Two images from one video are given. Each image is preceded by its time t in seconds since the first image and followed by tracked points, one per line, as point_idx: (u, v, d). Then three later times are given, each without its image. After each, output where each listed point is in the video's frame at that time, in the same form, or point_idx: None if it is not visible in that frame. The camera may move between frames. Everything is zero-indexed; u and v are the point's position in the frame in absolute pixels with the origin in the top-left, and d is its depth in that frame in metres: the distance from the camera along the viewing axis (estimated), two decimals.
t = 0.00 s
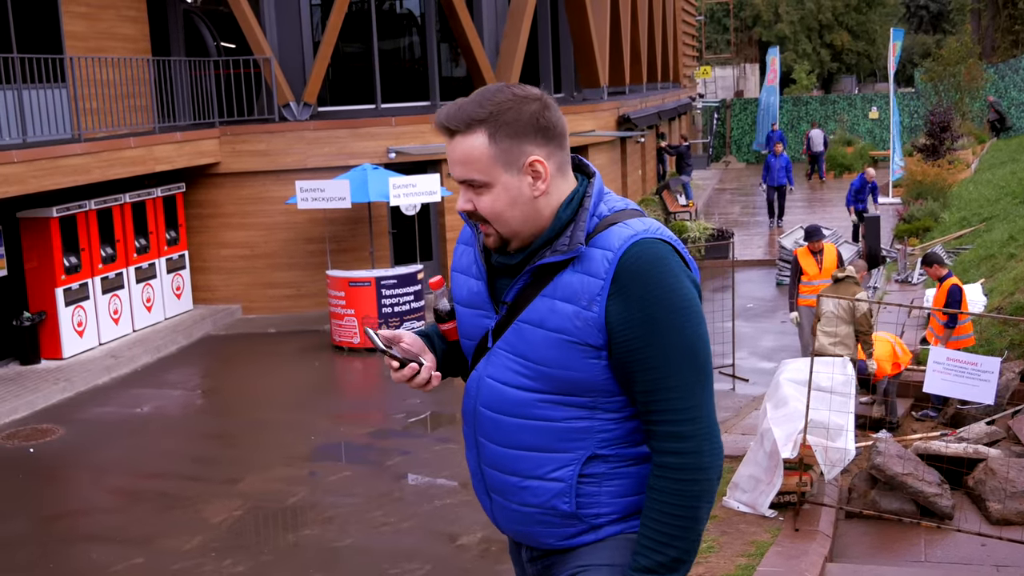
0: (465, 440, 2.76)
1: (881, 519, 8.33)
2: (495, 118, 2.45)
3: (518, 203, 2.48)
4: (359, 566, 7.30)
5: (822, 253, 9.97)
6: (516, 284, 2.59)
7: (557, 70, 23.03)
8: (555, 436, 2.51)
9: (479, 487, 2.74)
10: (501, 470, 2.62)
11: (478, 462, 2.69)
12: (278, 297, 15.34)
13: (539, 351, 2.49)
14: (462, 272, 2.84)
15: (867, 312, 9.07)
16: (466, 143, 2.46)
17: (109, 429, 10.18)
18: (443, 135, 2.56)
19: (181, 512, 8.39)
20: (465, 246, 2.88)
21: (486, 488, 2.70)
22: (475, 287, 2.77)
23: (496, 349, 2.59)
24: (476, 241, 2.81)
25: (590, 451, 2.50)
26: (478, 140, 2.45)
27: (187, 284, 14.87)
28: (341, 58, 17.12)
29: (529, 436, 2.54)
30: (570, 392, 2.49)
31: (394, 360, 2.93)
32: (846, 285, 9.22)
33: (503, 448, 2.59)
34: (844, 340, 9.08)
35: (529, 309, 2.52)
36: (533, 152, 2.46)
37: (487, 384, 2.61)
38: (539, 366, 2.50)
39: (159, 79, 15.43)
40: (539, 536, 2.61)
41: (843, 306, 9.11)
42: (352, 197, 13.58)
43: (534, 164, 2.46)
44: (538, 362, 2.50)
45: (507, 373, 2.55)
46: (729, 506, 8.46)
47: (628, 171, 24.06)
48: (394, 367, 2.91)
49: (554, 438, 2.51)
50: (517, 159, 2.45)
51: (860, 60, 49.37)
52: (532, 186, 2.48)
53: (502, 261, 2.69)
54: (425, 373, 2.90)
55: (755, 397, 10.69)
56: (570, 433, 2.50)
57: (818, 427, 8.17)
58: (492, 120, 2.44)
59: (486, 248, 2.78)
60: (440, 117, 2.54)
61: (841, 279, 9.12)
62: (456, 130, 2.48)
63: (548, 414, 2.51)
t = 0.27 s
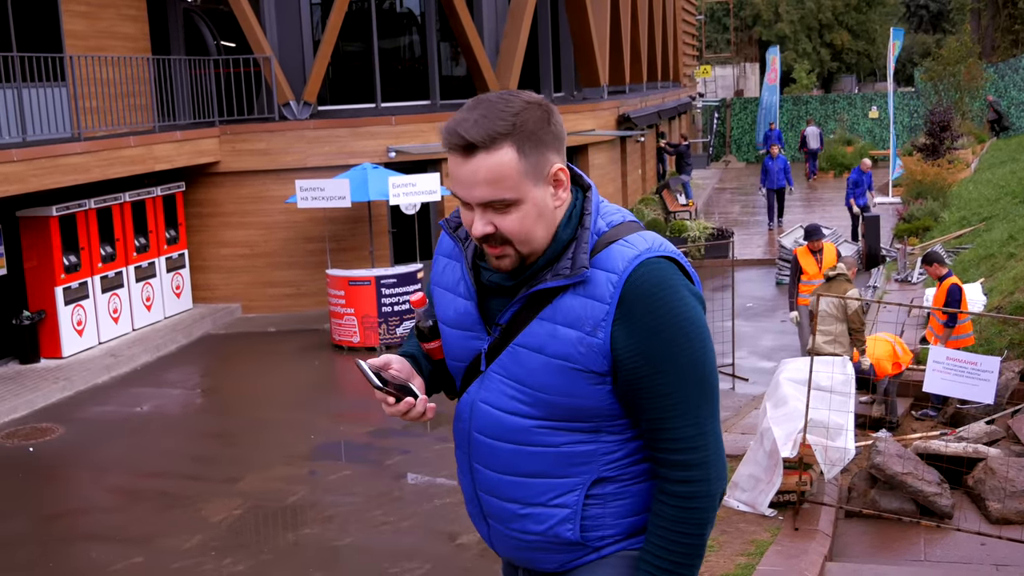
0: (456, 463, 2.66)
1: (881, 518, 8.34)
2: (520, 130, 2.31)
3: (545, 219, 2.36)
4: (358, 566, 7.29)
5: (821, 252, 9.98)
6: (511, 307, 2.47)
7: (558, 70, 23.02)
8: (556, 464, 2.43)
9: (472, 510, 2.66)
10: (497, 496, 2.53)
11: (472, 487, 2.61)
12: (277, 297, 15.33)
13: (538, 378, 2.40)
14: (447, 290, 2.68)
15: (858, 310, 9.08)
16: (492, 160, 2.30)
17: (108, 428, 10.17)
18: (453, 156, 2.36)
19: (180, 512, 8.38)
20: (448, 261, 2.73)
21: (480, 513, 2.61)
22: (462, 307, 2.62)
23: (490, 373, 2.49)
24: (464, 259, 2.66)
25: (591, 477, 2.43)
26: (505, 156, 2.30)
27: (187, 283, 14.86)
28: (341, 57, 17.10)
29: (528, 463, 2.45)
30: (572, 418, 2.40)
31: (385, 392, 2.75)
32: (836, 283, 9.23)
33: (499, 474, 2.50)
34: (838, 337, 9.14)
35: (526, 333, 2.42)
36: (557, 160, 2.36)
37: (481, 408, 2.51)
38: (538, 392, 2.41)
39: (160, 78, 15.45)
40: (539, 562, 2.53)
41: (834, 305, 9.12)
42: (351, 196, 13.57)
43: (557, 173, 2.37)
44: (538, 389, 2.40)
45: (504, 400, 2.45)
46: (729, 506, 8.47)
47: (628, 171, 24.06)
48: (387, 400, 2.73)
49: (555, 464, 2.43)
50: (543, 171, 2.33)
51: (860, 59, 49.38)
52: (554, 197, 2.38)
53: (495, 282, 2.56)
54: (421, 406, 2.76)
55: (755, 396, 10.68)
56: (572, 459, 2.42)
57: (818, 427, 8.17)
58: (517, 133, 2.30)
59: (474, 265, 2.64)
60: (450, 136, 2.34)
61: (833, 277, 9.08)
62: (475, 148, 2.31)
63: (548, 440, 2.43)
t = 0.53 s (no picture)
0: (450, 454, 2.56)
1: (881, 516, 8.35)
2: (544, 82, 2.19)
3: (566, 179, 2.24)
4: (358, 564, 7.29)
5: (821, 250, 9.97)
6: (513, 289, 2.37)
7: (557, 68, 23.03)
8: (561, 457, 2.33)
9: (465, 504, 2.56)
10: (494, 491, 2.43)
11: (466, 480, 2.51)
12: (276, 295, 15.34)
13: (543, 365, 2.29)
14: (443, 269, 2.57)
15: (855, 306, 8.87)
16: (517, 114, 2.17)
17: (107, 426, 10.17)
18: (471, 109, 2.21)
19: (180, 510, 8.39)
20: (445, 239, 2.62)
21: (474, 506, 2.52)
22: (459, 287, 2.51)
23: (489, 360, 2.38)
24: (463, 236, 2.56)
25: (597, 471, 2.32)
26: (530, 109, 2.18)
27: (186, 281, 14.87)
28: (340, 55, 17.09)
29: (529, 456, 2.35)
30: (579, 408, 2.30)
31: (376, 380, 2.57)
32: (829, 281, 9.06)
33: (498, 467, 2.40)
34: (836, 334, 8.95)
35: (530, 318, 2.31)
36: (578, 121, 2.25)
37: (479, 397, 2.40)
38: (542, 381, 2.30)
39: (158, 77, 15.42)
40: (535, 560, 2.44)
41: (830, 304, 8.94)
42: (351, 195, 13.57)
43: (578, 134, 2.26)
44: (543, 377, 2.30)
45: (505, 389, 2.35)
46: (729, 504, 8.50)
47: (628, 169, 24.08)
48: (378, 387, 2.56)
49: (559, 457, 2.33)
50: (566, 129, 2.22)
51: (859, 58, 49.41)
52: (573, 160, 2.27)
53: (497, 261, 2.45)
54: (418, 394, 2.60)
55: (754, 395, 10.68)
56: (577, 452, 2.32)
57: (817, 424, 8.19)
58: (542, 87, 2.18)
59: (474, 243, 2.53)
60: (471, 86, 2.19)
61: (822, 275, 8.98)
62: (498, 102, 2.17)
63: (552, 433, 2.32)
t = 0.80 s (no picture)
0: (441, 433, 2.40)
1: (880, 514, 8.35)
2: (581, 19, 2.11)
3: (592, 126, 2.16)
4: (358, 562, 7.29)
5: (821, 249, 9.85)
6: (523, 250, 2.24)
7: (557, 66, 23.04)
8: (570, 431, 2.19)
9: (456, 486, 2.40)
10: (492, 469, 2.29)
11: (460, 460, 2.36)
12: (275, 293, 15.34)
13: (554, 330, 2.16)
14: (446, 229, 2.43)
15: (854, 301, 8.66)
16: (552, 48, 2.09)
17: (107, 423, 10.16)
18: (504, 37, 2.12)
19: (179, 507, 8.38)
20: (449, 198, 2.47)
21: (465, 487, 2.38)
22: (463, 248, 2.36)
23: (493, 326, 2.25)
24: (468, 195, 2.41)
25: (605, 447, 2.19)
26: (565, 43, 2.10)
27: (185, 279, 14.87)
28: (339, 53, 17.09)
29: (532, 431, 2.21)
30: (589, 380, 2.16)
31: (372, 334, 2.31)
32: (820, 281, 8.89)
33: (498, 444, 2.25)
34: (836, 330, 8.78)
35: (540, 280, 2.19)
36: (605, 69, 2.19)
37: (481, 367, 2.26)
38: (552, 348, 2.17)
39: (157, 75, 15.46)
40: (529, 544, 2.29)
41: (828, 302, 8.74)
42: (350, 192, 13.56)
43: (603, 82, 2.20)
44: (551, 343, 2.17)
45: (510, 356, 2.22)
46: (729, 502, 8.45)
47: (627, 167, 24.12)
48: (376, 342, 2.30)
49: (566, 432, 2.19)
50: (595, 74, 2.15)
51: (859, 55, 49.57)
52: (598, 108, 2.20)
53: (504, 221, 2.32)
54: (415, 354, 2.33)
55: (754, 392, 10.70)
56: (586, 426, 2.18)
57: (817, 422, 8.20)
58: (577, 23, 2.11)
59: (479, 204, 2.40)
60: (508, 12, 2.10)
61: (811, 275, 8.91)
62: (533, 33, 2.09)
63: (560, 405, 2.18)
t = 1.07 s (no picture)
0: (437, 434, 2.34)
1: (879, 516, 8.35)
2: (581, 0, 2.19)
3: (592, 105, 2.22)
4: (357, 564, 7.28)
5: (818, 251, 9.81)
6: (529, 229, 2.26)
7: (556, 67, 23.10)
8: (581, 414, 2.17)
9: (449, 493, 2.33)
10: (498, 463, 2.24)
11: (458, 459, 2.30)
12: (274, 294, 15.33)
13: (568, 306, 2.18)
14: (440, 221, 2.43)
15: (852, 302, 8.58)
16: (558, 25, 2.14)
17: (105, 424, 10.16)
18: (508, 15, 2.16)
19: (178, 509, 8.38)
20: (440, 192, 2.47)
21: (464, 490, 2.31)
22: (466, 235, 2.37)
23: (498, 310, 2.26)
24: (464, 184, 2.40)
25: (615, 431, 2.18)
26: (570, 22, 2.15)
27: (183, 280, 14.87)
28: (338, 54, 17.27)
29: (545, 415, 2.19)
30: (604, 358, 2.17)
31: (368, 318, 2.30)
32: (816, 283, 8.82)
33: (508, 432, 2.22)
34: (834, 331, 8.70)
35: (549, 256, 2.21)
36: (602, 52, 2.27)
37: (488, 354, 2.24)
38: (568, 325, 2.17)
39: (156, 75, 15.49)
40: (537, 543, 2.23)
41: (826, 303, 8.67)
42: (349, 193, 13.57)
43: (600, 65, 2.27)
44: (566, 318, 2.18)
45: (519, 338, 2.21)
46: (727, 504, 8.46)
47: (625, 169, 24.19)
48: (373, 326, 2.29)
49: (581, 415, 2.17)
50: (595, 54, 2.22)
51: (857, 56, 49.64)
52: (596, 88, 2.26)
53: (506, 201, 2.33)
54: (411, 341, 2.30)
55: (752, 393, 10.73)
56: (600, 407, 2.17)
57: (814, 423, 8.25)
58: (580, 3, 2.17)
59: (475, 191, 2.40)
60: None
61: (805, 277, 8.87)
62: (537, 11, 2.14)
63: (575, 385, 2.17)
